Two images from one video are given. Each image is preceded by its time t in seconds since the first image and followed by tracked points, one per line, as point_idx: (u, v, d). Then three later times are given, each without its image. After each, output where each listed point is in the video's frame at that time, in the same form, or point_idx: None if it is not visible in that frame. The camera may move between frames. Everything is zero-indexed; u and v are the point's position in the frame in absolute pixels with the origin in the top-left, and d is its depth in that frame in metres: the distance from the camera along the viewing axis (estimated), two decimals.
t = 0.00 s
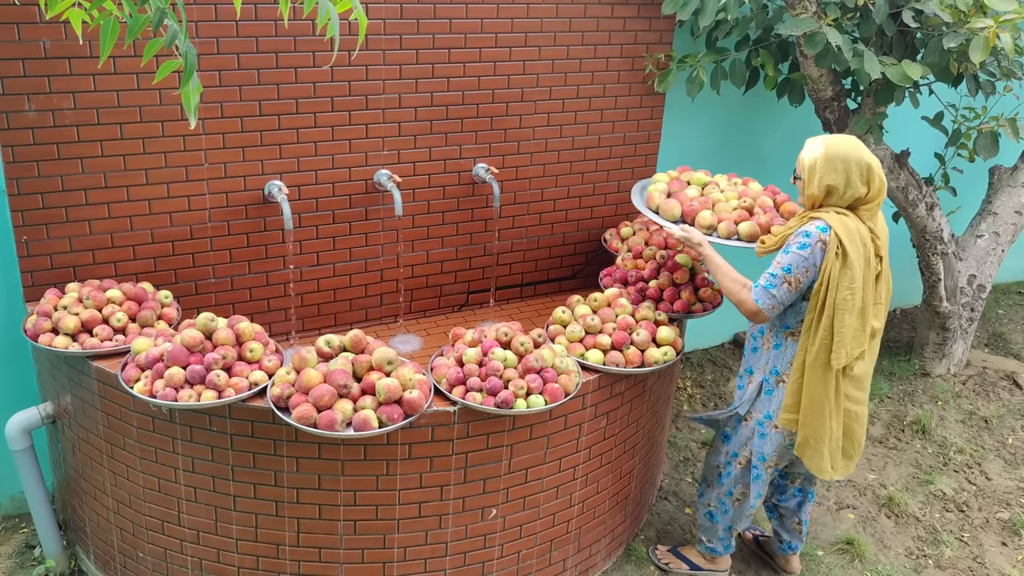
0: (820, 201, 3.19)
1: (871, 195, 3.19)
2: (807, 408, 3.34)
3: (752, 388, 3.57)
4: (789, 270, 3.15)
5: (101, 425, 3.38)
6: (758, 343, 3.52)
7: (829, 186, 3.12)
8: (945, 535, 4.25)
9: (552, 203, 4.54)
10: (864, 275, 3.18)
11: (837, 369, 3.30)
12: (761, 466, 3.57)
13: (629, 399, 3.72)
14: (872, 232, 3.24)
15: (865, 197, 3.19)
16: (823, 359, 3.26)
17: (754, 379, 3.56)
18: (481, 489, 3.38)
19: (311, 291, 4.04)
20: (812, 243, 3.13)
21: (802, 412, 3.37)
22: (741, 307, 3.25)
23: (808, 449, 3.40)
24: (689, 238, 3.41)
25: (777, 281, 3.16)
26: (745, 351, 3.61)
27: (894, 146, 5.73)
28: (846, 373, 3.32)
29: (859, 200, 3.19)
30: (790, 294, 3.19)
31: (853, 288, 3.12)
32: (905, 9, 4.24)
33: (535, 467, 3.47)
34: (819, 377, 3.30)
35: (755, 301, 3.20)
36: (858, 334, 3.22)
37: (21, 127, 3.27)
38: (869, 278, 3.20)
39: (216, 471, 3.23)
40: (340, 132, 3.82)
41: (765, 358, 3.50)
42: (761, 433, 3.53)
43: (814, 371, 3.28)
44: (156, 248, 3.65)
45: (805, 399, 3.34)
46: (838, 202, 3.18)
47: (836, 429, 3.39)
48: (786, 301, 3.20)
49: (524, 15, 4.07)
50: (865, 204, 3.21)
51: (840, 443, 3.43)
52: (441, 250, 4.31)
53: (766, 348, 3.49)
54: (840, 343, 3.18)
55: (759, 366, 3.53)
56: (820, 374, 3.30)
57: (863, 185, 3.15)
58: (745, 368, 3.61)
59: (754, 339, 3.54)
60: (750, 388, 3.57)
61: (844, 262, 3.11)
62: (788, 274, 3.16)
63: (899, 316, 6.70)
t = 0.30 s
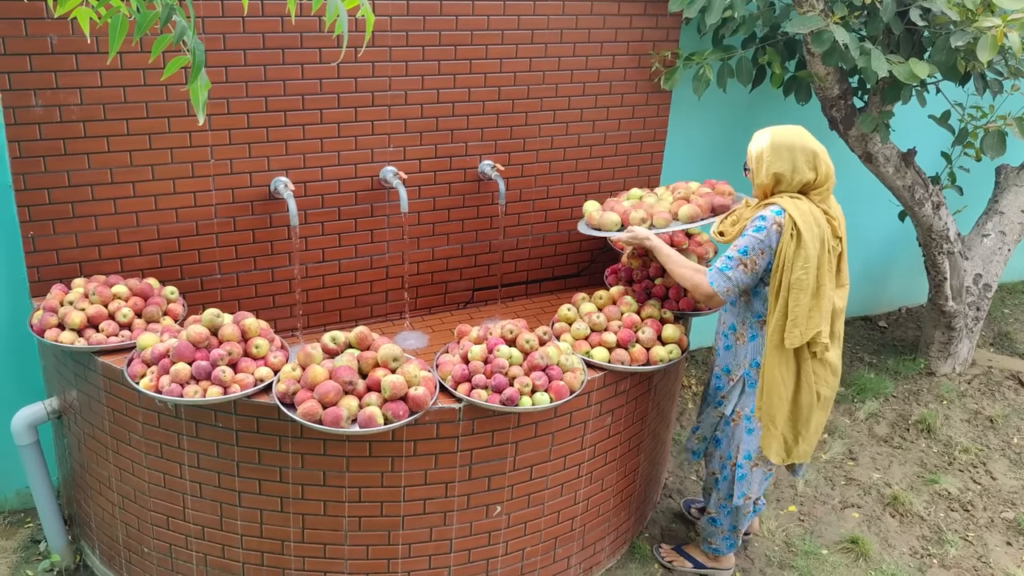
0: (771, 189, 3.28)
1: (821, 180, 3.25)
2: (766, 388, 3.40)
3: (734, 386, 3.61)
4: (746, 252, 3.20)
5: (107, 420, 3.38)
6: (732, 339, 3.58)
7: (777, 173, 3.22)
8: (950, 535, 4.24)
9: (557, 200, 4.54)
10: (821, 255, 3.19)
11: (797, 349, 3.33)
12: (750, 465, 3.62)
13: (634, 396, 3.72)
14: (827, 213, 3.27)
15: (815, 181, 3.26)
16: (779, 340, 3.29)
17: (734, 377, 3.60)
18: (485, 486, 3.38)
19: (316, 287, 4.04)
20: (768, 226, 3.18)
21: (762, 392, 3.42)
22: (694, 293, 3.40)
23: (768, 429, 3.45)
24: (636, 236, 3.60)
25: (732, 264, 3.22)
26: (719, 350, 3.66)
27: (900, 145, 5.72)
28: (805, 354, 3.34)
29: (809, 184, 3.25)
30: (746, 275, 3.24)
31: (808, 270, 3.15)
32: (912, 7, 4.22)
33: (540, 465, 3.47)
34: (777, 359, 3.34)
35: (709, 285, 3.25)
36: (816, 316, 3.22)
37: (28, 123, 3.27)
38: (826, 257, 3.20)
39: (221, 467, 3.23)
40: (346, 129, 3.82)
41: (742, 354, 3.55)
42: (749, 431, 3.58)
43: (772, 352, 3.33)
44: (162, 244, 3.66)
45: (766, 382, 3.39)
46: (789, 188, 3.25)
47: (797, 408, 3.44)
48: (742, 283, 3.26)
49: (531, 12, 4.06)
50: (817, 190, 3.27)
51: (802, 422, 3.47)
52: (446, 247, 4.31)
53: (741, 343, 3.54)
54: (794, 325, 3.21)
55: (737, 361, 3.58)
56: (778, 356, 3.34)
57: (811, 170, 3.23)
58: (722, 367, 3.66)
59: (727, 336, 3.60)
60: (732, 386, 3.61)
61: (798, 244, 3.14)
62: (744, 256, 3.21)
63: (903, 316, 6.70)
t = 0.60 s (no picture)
0: (753, 181, 3.30)
1: (802, 169, 3.28)
2: (763, 375, 3.41)
3: (732, 379, 3.58)
4: (729, 236, 3.22)
5: (103, 418, 3.38)
6: (727, 331, 3.57)
7: (758, 166, 3.24)
8: (946, 531, 4.25)
9: (554, 197, 4.54)
10: (809, 240, 3.22)
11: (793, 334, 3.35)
12: (755, 454, 3.58)
13: (630, 393, 3.72)
14: (810, 200, 3.33)
15: (796, 171, 3.29)
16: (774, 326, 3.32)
17: (732, 369, 3.57)
18: (482, 482, 3.38)
19: (312, 284, 4.04)
20: (754, 211, 3.20)
21: (759, 379, 3.43)
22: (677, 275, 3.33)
23: (767, 415, 3.46)
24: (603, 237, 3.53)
25: (715, 246, 3.24)
26: (711, 344, 3.63)
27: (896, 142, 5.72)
28: (801, 338, 3.37)
29: (790, 174, 3.28)
30: (728, 258, 3.26)
31: (799, 255, 3.18)
32: (909, 4, 4.22)
33: (536, 461, 3.47)
34: (773, 344, 3.36)
35: (692, 266, 3.26)
36: (811, 300, 3.25)
37: (23, 120, 3.26)
38: (815, 242, 3.24)
39: (217, 464, 3.23)
40: (342, 126, 3.82)
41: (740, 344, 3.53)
42: (750, 421, 3.54)
43: (768, 338, 3.35)
44: (158, 241, 3.65)
45: (763, 368, 3.40)
46: (772, 178, 3.28)
47: (796, 394, 3.45)
48: (723, 265, 3.27)
49: (527, 9, 4.05)
50: (797, 178, 3.31)
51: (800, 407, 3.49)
52: (442, 244, 4.31)
53: (738, 333, 3.53)
54: (790, 310, 3.23)
55: (735, 353, 3.55)
56: (774, 342, 3.36)
57: (792, 160, 3.25)
58: (716, 361, 3.62)
59: (722, 328, 3.58)
60: (731, 379, 3.58)
61: (786, 230, 3.17)
62: (728, 239, 3.23)
63: (899, 312, 6.71)
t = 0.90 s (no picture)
0: (730, 185, 3.30)
1: (777, 169, 3.30)
2: (744, 374, 3.43)
3: (715, 377, 3.60)
4: (703, 230, 3.23)
5: (88, 424, 3.37)
6: (708, 330, 3.57)
7: (735, 169, 3.24)
8: (931, 531, 4.27)
9: (540, 201, 4.55)
10: (787, 241, 3.25)
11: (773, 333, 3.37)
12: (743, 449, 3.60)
13: (617, 395, 3.73)
14: (785, 200, 3.35)
15: (772, 171, 3.30)
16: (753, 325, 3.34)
17: (716, 367, 3.58)
18: (469, 486, 3.38)
19: (300, 289, 4.04)
20: (731, 210, 3.21)
21: (740, 378, 3.45)
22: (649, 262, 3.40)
23: (749, 414, 3.48)
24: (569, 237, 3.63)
25: (689, 239, 3.25)
26: (692, 344, 3.63)
27: (881, 144, 5.76)
28: (781, 337, 3.38)
29: (766, 175, 3.30)
30: (701, 253, 3.27)
31: (776, 255, 3.20)
32: (892, 7, 4.25)
33: (523, 465, 3.48)
34: (753, 344, 3.38)
35: (664, 258, 3.28)
36: (789, 299, 3.27)
37: (7, 125, 3.25)
38: (792, 242, 3.27)
39: (203, 470, 3.22)
40: (328, 130, 3.82)
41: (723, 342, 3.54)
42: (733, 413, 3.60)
43: (747, 337, 3.37)
44: (144, 246, 3.65)
45: (743, 367, 3.42)
46: (749, 180, 3.28)
47: (778, 392, 3.47)
48: (693, 258, 3.28)
49: (513, 13, 4.07)
50: (773, 179, 3.32)
51: (784, 405, 3.50)
52: (429, 248, 4.31)
53: (719, 331, 3.54)
54: (768, 309, 3.26)
55: (716, 351, 3.56)
56: (754, 341, 3.38)
57: (767, 161, 3.27)
58: (696, 361, 3.63)
59: (702, 327, 3.57)
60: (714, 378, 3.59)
61: (764, 230, 3.19)
62: (702, 234, 3.24)
63: (885, 313, 6.76)
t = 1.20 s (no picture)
0: (728, 186, 3.32)
1: (774, 169, 3.33)
2: (738, 374, 3.45)
3: (703, 375, 3.61)
4: (705, 233, 3.23)
5: (75, 429, 3.36)
6: (698, 329, 3.58)
7: (734, 169, 3.26)
8: (918, 530, 4.30)
9: (528, 204, 4.56)
10: (784, 243, 3.28)
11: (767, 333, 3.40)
12: (730, 446, 3.61)
13: (604, 397, 3.75)
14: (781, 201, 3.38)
15: (769, 171, 3.33)
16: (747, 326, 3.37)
17: (703, 366, 3.59)
18: (458, 488, 3.39)
19: (287, 293, 4.05)
20: (732, 213, 3.22)
21: (732, 377, 3.48)
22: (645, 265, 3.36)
23: (740, 413, 3.50)
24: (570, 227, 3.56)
25: (690, 242, 3.23)
26: (682, 342, 3.63)
27: (866, 146, 5.80)
28: (772, 337, 3.42)
29: (763, 174, 3.32)
30: (701, 255, 3.27)
31: (774, 257, 3.22)
32: (876, 10, 4.29)
33: (511, 467, 3.48)
34: (747, 344, 3.40)
35: (664, 259, 3.26)
36: (782, 301, 3.31)
37: None
38: (788, 245, 3.30)
39: (191, 474, 3.22)
40: (315, 134, 3.83)
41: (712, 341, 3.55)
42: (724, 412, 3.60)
43: (742, 338, 3.39)
44: (131, 251, 3.64)
45: (737, 366, 3.44)
46: (747, 180, 3.31)
47: (768, 391, 3.50)
48: (693, 260, 3.27)
49: (499, 16, 4.09)
50: (769, 179, 3.36)
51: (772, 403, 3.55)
52: (417, 251, 4.32)
53: (710, 331, 3.55)
54: (763, 311, 3.28)
55: (707, 350, 3.58)
56: (747, 341, 3.41)
57: (765, 160, 3.29)
58: (685, 360, 3.63)
59: (692, 326, 3.59)
60: (704, 376, 3.60)
61: (764, 233, 3.22)
62: (703, 236, 3.24)
63: (873, 315, 6.80)
